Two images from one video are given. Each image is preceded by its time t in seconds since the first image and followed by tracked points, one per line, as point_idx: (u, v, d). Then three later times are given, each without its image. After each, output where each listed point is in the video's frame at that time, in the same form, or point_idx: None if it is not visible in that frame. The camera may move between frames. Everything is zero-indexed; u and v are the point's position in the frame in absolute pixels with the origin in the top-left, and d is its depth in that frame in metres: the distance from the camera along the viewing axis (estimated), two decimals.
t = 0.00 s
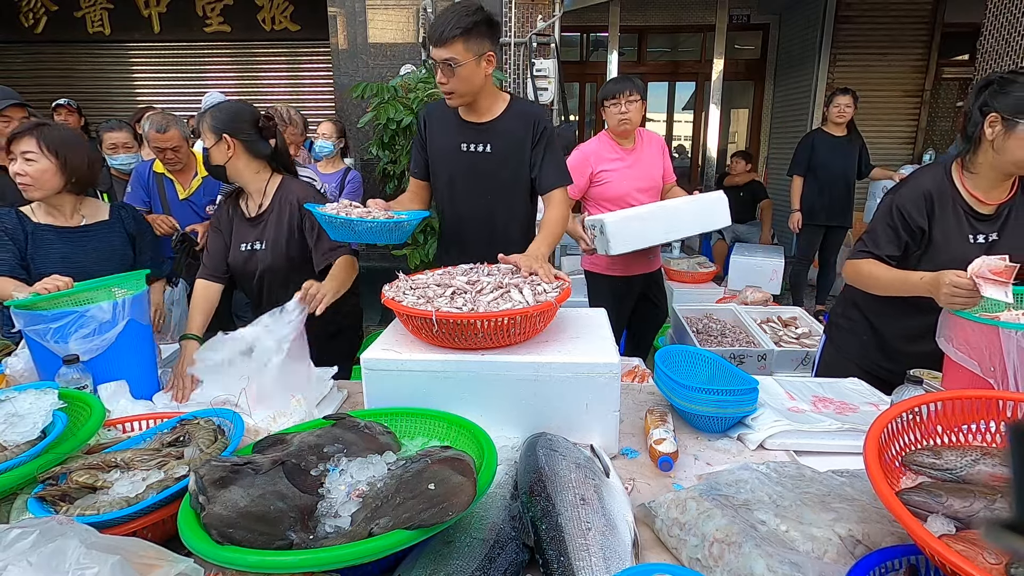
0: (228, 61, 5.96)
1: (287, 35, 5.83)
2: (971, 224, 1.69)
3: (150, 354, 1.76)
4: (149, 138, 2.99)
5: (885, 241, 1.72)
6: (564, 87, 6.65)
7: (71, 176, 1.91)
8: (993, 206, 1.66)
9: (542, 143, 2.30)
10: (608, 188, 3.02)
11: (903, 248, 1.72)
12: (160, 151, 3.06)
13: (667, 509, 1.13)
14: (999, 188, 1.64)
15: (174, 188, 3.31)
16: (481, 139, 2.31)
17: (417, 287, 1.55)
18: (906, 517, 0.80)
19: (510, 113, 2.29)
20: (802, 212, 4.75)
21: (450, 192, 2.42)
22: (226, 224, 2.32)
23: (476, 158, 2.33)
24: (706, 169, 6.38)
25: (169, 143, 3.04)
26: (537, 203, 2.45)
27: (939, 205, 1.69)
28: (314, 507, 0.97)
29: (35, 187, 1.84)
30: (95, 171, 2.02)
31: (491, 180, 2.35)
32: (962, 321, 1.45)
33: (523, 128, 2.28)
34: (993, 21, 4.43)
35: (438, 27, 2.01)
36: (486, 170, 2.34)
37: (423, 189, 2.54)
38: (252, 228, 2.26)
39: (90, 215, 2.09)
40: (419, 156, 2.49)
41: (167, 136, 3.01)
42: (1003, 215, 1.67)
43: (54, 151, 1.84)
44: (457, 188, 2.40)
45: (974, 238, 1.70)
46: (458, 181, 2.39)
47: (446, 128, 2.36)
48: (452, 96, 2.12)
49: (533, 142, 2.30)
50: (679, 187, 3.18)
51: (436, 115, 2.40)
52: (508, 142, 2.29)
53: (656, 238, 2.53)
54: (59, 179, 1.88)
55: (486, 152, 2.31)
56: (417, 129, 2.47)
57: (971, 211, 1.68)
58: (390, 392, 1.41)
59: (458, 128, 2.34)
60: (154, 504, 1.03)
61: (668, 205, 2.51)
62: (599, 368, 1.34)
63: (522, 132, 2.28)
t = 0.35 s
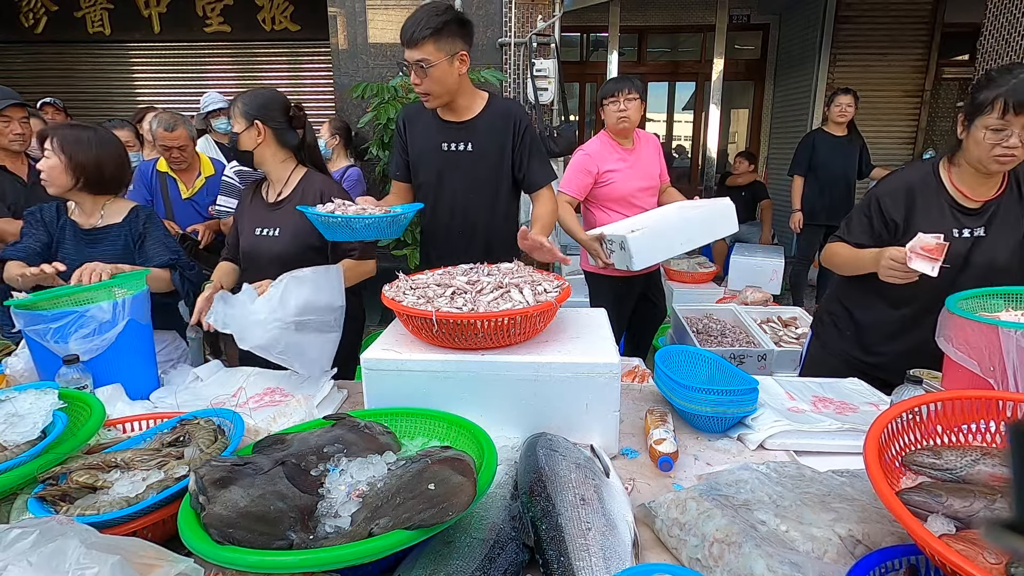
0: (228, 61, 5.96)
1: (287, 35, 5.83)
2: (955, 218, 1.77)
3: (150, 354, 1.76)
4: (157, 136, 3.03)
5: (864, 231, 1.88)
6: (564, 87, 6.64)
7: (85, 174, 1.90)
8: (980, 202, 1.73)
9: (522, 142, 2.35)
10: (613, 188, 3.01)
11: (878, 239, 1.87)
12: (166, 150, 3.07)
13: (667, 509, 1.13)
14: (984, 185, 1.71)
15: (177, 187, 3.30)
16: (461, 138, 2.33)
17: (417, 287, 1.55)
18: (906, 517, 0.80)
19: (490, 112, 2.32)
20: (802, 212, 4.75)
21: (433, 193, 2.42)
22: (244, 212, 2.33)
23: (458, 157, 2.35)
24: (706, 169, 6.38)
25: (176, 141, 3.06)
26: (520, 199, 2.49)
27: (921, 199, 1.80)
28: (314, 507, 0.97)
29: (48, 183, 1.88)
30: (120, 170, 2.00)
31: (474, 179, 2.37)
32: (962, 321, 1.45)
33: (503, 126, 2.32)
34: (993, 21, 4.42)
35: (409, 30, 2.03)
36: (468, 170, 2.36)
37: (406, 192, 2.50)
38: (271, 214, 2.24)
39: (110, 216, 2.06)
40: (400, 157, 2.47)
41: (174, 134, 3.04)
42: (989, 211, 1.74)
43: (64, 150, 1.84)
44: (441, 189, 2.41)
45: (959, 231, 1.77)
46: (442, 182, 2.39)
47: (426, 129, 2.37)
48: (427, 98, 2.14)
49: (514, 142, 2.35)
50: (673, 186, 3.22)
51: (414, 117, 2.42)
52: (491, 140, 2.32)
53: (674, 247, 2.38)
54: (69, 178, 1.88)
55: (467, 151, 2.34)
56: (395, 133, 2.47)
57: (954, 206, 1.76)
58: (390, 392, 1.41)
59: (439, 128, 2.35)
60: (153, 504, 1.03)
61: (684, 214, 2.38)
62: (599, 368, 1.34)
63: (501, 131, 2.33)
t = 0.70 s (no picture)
0: (228, 61, 5.96)
1: (287, 36, 5.83)
2: (890, 214, 1.87)
3: (151, 353, 1.76)
4: (158, 133, 3.04)
5: (808, 233, 2.01)
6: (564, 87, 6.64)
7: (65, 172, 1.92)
8: (914, 198, 1.84)
9: (518, 143, 2.35)
10: (612, 187, 3.01)
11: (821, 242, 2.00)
12: (167, 147, 3.07)
13: (667, 509, 1.13)
14: (913, 181, 1.83)
15: (178, 186, 3.30)
16: (459, 139, 2.33)
17: (417, 287, 1.55)
18: (907, 518, 0.80)
19: (487, 112, 2.33)
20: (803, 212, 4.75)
21: (428, 192, 2.42)
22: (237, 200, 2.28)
23: (456, 158, 2.35)
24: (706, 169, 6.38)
25: (177, 140, 3.06)
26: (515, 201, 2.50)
27: (857, 198, 1.92)
28: (313, 508, 0.97)
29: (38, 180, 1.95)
30: (103, 170, 2.00)
31: (472, 179, 2.37)
32: (962, 321, 1.45)
33: (500, 128, 2.33)
34: (993, 21, 4.42)
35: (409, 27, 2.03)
36: (467, 170, 2.36)
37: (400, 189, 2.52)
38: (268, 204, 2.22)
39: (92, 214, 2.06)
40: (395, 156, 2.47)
41: (175, 132, 3.05)
42: (924, 206, 1.84)
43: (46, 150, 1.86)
44: (436, 188, 2.40)
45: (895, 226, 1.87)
46: (438, 182, 2.39)
47: (422, 128, 2.37)
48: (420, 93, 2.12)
49: (510, 144, 2.35)
50: (675, 188, 3.20)
51: (411, 116, 2.42)
52: (487, 141, 2.33)
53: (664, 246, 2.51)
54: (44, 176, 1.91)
55: (462, 151, 2.34)
56: (391, 132, 2.48)
57: (889, 203, 1.87)
58: (390, 392, 1.41)
59: (436, 128, 2.35)
60: (154, 504, 1.03)
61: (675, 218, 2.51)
62: (599, 368, 1.34)
63: (498, 134, 2.33)
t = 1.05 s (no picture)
0: (228, 61, 5.96)
1: (288, 36, 5.83)
2: (794, 215, 1.92)
3: (151, 354, 1.76)
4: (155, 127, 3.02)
5: (731, 241, 1.99)
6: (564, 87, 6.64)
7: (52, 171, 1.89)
8: (813, 197, 1.91)
9: (518, 138, 2.36)
10: (606, 187, 3.02)
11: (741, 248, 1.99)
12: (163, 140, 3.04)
13: (667, 509, 1.13)
14: (809, 181, 1.90)
15: (177, 186, 3.30)
16: (459, 139, 2.33)
17: (417, 287, 1.55)
18: (907, 518, 0.80)
19: (485, 110, 2.33)
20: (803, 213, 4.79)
21: (429, 193, 2.41)
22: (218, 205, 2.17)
23: (455, 157, 2.35)
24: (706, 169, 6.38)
25: (173, 131, 3.04)
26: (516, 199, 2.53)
27: (765, 202, 1.95)
28: (314, 507, 0.97)
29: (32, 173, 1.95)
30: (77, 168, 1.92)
31: (474, 178, 2.37)
32: (962, 321, 1.45)
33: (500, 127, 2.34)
34: (993, 21, 4.42)
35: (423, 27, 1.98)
36: (467, 168, 2.36)
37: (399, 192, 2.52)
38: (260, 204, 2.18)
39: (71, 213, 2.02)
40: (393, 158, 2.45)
41: (171, 125, 3.03)
42: (823, 203, 1.91)
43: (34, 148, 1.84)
44: (438, 189, 2.40)
45: (800, 226, 1.92)
46: (439, 182, 2.39)
47: (421, 129, 2.35)
48: (450, 93, 2.11)
49: (509, 139, 2.35)
50: (682, 188, 3.15)
51: (410, 119, 2.38)
52: (487, 139, 2.33)
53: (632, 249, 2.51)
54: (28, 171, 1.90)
55: (462, 151, 2.34)
56: (387, 135, 2.44)
57: (791, 205, 1.92)
58: (390, 392, 1.41)
59: (436, 128, 2.33)
60: (154, 504, 1.03)
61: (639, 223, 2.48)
62: (599, 368, 1.34)
63: (498, 133, 2.34)
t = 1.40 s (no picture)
0: (228, 61, 5.96)
1: (288, 36, 5.83)
2: (779, 217, 1.91)
3: (150, 354, 1.76)
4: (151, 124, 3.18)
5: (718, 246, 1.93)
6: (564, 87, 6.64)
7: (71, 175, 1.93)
8: (796, 197, 1.91)
9: (517, 135, 2.39)
10: (605, 187, 3.02)
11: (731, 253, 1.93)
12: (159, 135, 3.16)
13: (667, 509, 1.13)
14: (790, 182, 1.89)
15: (177, 187, 3.30)
16: (459, 137, 2.34)
17: (417, 287, 1.55)
18: (907, 518, 0.80)
19: (484, 109, 2.37)
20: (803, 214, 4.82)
21: (434, 193, 2.41)
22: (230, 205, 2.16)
23: (457, 156, 2.36)
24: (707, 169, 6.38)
25: (169, 127, 3.18)
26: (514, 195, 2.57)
27: (751, 206, 1.92)
28: (314, 508, 0.97)
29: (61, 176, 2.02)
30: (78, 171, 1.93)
31: (476, 177, 2.39)
32: (962, 322, 1.45)
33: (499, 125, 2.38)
34: (993, 21, 4.41)
35: (455, 28, 2.03)
36: (469, 168, 2.38)
37: (400, 196, 2.49)
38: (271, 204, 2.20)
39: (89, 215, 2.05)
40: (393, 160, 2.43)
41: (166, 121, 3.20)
42: (805, 203, 1.92)
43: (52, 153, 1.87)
44: (439, 190, 2.40)
45: (785, 228, 1.91)
46: (442, 182, 2.39)
47: (422, 129, 2.35)
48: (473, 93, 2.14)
49: (507, 136, 2.38)
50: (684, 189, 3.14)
51: (406, 120, 2.38)
52: (487, 136, 2.36)
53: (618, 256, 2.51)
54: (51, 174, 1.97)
55: (463, 149, 2.35)
56: (384, 137, 2.42)
57: (776, 207, 1.91)
58: (390, 392, 1.41)
59: (438, 128, 2.33)
60: (154, 504, 1.03)
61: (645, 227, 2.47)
62: (599, 368, 1.34)
63: (497, 131, 2.38)
